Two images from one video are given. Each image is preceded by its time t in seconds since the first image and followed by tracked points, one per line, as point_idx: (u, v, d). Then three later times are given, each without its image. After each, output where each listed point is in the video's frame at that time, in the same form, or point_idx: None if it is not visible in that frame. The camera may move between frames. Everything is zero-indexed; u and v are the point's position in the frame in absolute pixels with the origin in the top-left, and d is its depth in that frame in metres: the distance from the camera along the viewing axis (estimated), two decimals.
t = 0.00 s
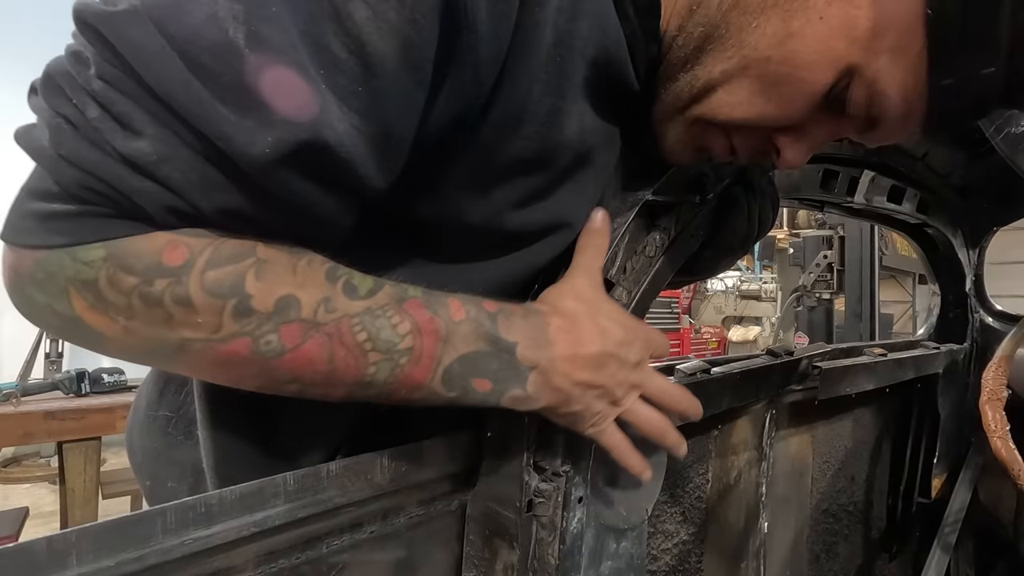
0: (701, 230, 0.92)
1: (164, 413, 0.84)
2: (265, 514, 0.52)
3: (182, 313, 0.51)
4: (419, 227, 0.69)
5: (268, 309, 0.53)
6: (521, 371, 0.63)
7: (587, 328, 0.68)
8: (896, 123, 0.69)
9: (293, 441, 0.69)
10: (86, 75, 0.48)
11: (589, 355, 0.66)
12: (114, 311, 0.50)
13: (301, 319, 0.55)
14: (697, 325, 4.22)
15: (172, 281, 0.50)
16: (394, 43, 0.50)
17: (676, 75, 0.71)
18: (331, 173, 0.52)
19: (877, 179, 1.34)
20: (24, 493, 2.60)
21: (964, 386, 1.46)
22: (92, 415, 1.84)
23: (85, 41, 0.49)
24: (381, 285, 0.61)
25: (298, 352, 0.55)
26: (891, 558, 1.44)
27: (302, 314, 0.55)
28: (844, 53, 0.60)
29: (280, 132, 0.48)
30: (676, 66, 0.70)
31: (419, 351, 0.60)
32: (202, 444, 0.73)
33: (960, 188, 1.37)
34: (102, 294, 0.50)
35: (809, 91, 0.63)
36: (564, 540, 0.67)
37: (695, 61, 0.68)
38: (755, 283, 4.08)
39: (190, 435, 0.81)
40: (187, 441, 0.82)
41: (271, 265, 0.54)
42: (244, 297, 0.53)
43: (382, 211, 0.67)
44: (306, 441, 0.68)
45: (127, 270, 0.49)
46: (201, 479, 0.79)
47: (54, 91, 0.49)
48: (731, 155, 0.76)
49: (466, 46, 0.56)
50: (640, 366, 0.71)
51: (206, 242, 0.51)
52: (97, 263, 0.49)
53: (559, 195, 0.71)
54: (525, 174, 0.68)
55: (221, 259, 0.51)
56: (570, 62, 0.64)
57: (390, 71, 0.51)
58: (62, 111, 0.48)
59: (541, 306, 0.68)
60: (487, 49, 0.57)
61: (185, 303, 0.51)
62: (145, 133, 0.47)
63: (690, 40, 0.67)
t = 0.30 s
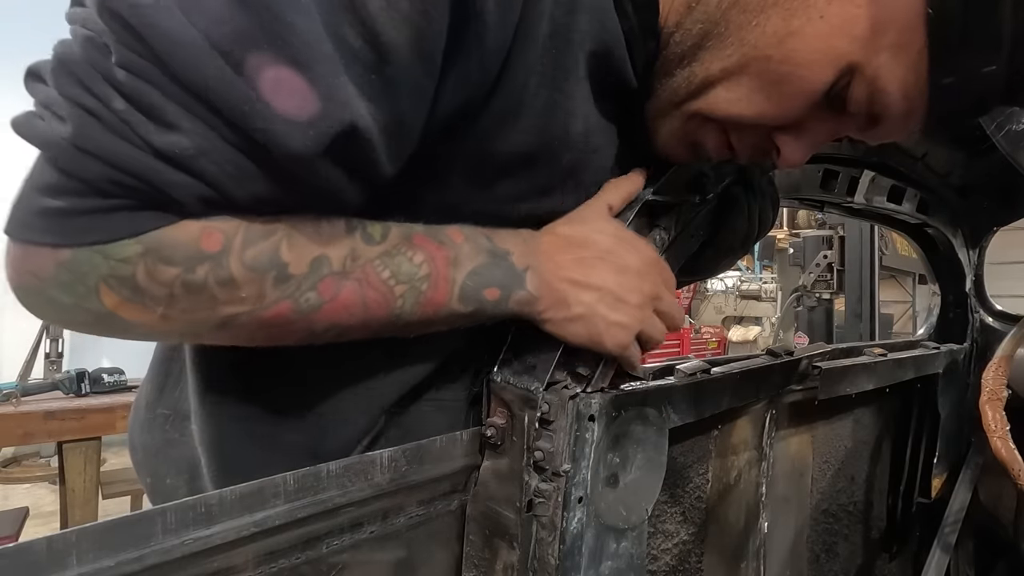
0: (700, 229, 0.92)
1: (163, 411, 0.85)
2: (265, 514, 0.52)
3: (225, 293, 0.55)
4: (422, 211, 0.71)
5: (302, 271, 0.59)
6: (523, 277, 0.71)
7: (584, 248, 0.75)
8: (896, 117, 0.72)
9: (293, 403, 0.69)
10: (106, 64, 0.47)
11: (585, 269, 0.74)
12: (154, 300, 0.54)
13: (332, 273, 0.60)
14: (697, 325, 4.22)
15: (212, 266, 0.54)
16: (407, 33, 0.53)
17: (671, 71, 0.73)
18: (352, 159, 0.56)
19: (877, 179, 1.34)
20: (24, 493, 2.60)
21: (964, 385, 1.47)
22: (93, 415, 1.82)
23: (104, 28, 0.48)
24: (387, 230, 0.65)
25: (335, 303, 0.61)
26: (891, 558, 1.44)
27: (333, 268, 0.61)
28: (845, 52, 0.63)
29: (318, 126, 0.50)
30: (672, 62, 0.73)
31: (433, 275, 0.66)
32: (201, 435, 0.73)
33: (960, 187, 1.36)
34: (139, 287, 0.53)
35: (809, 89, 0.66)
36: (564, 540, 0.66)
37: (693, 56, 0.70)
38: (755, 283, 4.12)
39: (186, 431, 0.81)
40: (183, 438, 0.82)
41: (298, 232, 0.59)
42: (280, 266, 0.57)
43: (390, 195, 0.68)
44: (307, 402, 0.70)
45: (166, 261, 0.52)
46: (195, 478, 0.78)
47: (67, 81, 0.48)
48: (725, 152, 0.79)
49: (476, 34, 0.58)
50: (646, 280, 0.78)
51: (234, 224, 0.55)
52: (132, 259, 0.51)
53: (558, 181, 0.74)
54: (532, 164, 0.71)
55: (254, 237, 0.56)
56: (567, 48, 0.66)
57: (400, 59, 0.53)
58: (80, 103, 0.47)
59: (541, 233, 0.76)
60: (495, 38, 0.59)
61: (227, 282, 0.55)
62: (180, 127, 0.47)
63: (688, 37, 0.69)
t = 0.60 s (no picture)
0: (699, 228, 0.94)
1: (164, 409, 0.85)
2: (265, 514, 0.52)
3: (261, 292, 0.56)
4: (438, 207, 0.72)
5: (332, 266, 0.59)
6: (543, 258, 0.72)
7: (600, 229, 0.77)
8: (896, 126, 0.71)
9: (297, 399, 0.69)
10: (134, 73, 0.48)
11: (601, 249, 0.76)
12: (189, 304, 0.55)
13: (360, 266, 0.61)
14: (697, 325, 4.21)
15: (244, 268, 0.55)
16: (421, 26, 0.53)
17: (671, 81, 0.76)
18: (377, 150, 0.56)
19: (877, 179, 1.34)
20: (24, 494, 2.60)
21: (964, 385, 1.47)
22: (93, 415, 1.82)
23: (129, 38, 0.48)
24: (406, 220, 0.66)
25: (364, 296, 0.61)
26: (891, 558, 1.44)
27: (361, 261, 0.61)
28: (841, 59, 0.64)
29: (346, 122, 0.50)
30: (671, 71, 0.75)
31: (456, 262, 0.66)
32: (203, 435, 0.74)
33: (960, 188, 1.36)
34: (176, 293, 0.54)
35: (806, 96, 0.67)
36: (564, 540, 0.66)
37: (692, 65, 0.72)
38: (755, 284, 4.13)
39: (183, 430, 0.81)
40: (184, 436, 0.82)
41: (325, 228, 0.59)
42: (311, 263, 0.58)
43: (410, 190, 0.69)
44: (312, 400, 0.69)
45: (202, 265, 0.53)
46: (195, 475, 0.78)
47: (95, 91, 0.49)
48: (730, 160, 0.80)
49: (486, 28, 0.59)
50: (658, 258, 0.80)
51: (258, 224, 0.55)
52: (167, 267, 0.52)
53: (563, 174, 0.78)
54: (549, 161, 0.71)
55: (284, 234, 0.56)
56: (572, 32, 0.65)
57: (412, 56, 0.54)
58: (110, 112, 0.48)
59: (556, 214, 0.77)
60: (505, 34, 0.60)
61: (261, 282, 0.56)
62: (210, 131, 0.48)
63: (686, 46, 0.72)
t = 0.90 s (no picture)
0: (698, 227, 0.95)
1: (164, 413, 0.85)
2: (265, 514, 0.52)
3: (267, 300, 0.57)
4: (443, 213, 0.72)
5: (338, 271, 0.59)
6: (548, 261, 0.71)
7: (604, 233, 0.78)
8: (910, 145, 0.73)
9: (300, 403, 0.69)
10: (137, 79, 0.47)
11: (606, 253, 0.76)
12: (199, 310, 0.55)
13: (367, 272, 0.61)
14: (697, 325, 4.21)
15: (252, 275, 0.55)
16: (429, 34, 0.54)
17: (678, 96, 0.75)
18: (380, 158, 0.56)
19: (877, 180, 1.34)
20: (24, 494, 2.60)
21: (964, 385, 1.47)
22: (93, 416, 1.82)
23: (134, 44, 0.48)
24: (412, 225, 0.66)
25: (371, 302, 0.61)
26: (891, 558, 1.44)
27: (367, 267, 0.61)
28: (855, 80, 0.64)
29: (355, 132, 0.50)
30: (678, 86, 0.75)
31: (462, 267, 0.67)
32: (201, 441, 0.75)
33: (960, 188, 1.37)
34: (187, 300, 0.54)
35: (816, 116, 0.67)
36: (564, 540, 0.66)
37: (699, 82, 0.72)
38: (755, 284, 4.14)
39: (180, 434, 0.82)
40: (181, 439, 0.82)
41: (331, 237, 0.59)
42: (317, 270, 0.58)
43: (414, 195, 0.69)
44: (316, 405, 0.69)
45: (211, 274, 0.54)
46: (194, 477, 0.78)
47: (97, 97, 0.48)
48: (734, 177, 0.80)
49: (494, 35, 0.60)
50: (659, 262, 0.81)
51: (267, 232, 0.55)
52: (177, 275, 0.53)
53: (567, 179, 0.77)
54: (552, 167, 0.71)
55: (290, 242, 0.57)
56: (578, 39, 0.64)
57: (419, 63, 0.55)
58: (113, 119, 0.48)
59: (558, 216, 0.77)
60: (512, 39, 0.61)
61: (269, 289, 0.57)
62: (214, 140, 0.48)
63: (694, 61, 0.71)
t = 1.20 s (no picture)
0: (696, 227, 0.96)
1: (161, 414, 0.85)
2: (265, 514, 0.52)
3: (274, 305, 0.57)
4: (447, 215, 0.72)
5: (345, 276, 0.59)
6: (548, 261, 0.71)
7: (605, 233, 0.78)
8: (913, 167, 0.73)
9: (300, 408, 0.69)
10: (146, 83, 0.47)
11: (606, 253, 0.76)
12: (202, 317, 0.55)
13: (373, 277, 0.61)
14: (697, 325, 4.21)
15: (258, 282, 0.55)
16: (442, 40, 0.54)
17: (682, 109, 0.77)
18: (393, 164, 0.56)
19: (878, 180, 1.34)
20: (24, 494, 2.60)
21: (964, 385, 1.47)
22: (93, 415, 1.82)
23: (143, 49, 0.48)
24: (416, 228, 0.66)
25: (376, 307, 0.61)
26: (891, 558, 1.44)
27: (373, 272, 0.61)
28: (856, 101, 0.66)
29: (369, 140, 0.50)
30: (683, 99, 0.77)
31: (467, 268, 0.67)
32: (197, 445, 0.75)
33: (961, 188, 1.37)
34: (191, 308, 0.54)
35: (819, 136, 0.69)
36: (563, 540, 0.66)
37: (703, 98, 0.74)
38: (755, 284, 4.14)
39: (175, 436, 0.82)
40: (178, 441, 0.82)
41: (337, 243, 0.59)
42: (324, 276, 0.58)
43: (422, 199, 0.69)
44: (316, 412, 0.69)
45: (216, 282, 0.53)
46: (192, 481, 0.79)
47: (104, 101, 0.48)
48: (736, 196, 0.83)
49: (508, 43, 0.59)
50: (661, 262, 0.81)
51: (276, 240, 0.55)
52: (181, 284, 0.52)
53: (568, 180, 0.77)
54: (558, 170, 0.71)
55: (297, 248, 0.57)
56: (589, 45, 0.65)
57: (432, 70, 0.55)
58: (120, 124, 0.47)
59: (558, 216, 0.77)
60: (526, 48, 0.60)
61: (276, 296, 0.56)
62: (225, 147, 0.47)
63: (699, 75, 0.73)
